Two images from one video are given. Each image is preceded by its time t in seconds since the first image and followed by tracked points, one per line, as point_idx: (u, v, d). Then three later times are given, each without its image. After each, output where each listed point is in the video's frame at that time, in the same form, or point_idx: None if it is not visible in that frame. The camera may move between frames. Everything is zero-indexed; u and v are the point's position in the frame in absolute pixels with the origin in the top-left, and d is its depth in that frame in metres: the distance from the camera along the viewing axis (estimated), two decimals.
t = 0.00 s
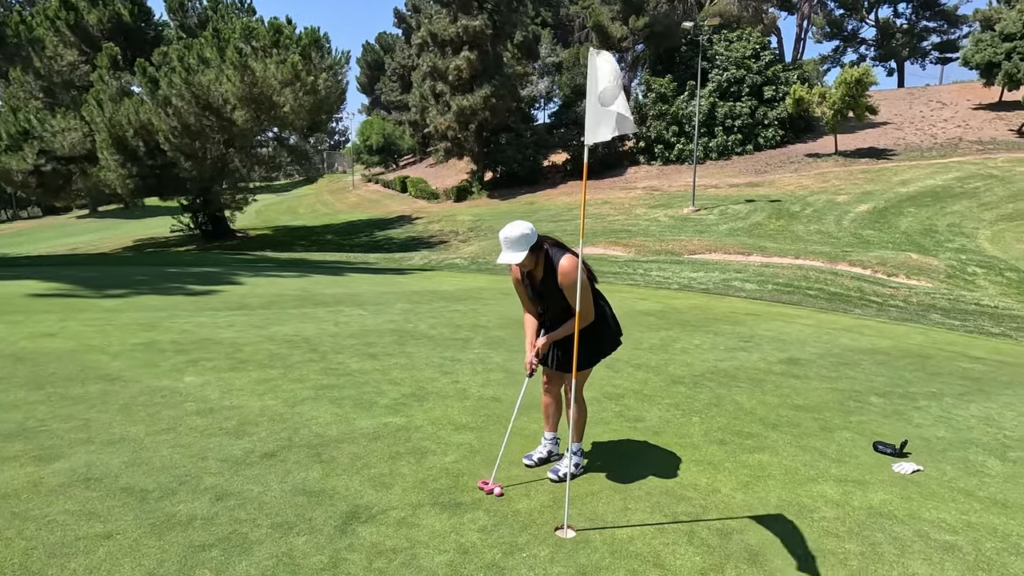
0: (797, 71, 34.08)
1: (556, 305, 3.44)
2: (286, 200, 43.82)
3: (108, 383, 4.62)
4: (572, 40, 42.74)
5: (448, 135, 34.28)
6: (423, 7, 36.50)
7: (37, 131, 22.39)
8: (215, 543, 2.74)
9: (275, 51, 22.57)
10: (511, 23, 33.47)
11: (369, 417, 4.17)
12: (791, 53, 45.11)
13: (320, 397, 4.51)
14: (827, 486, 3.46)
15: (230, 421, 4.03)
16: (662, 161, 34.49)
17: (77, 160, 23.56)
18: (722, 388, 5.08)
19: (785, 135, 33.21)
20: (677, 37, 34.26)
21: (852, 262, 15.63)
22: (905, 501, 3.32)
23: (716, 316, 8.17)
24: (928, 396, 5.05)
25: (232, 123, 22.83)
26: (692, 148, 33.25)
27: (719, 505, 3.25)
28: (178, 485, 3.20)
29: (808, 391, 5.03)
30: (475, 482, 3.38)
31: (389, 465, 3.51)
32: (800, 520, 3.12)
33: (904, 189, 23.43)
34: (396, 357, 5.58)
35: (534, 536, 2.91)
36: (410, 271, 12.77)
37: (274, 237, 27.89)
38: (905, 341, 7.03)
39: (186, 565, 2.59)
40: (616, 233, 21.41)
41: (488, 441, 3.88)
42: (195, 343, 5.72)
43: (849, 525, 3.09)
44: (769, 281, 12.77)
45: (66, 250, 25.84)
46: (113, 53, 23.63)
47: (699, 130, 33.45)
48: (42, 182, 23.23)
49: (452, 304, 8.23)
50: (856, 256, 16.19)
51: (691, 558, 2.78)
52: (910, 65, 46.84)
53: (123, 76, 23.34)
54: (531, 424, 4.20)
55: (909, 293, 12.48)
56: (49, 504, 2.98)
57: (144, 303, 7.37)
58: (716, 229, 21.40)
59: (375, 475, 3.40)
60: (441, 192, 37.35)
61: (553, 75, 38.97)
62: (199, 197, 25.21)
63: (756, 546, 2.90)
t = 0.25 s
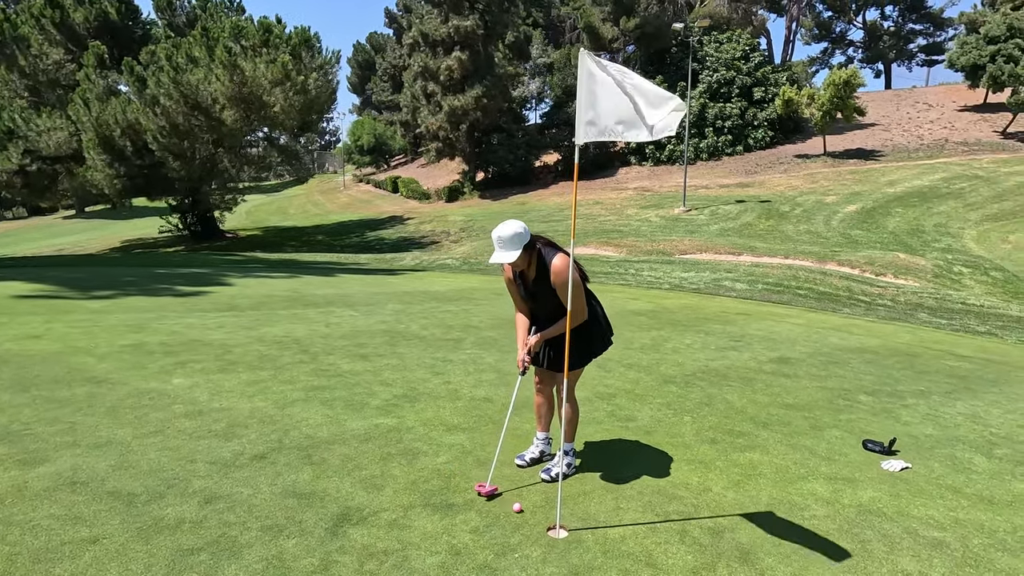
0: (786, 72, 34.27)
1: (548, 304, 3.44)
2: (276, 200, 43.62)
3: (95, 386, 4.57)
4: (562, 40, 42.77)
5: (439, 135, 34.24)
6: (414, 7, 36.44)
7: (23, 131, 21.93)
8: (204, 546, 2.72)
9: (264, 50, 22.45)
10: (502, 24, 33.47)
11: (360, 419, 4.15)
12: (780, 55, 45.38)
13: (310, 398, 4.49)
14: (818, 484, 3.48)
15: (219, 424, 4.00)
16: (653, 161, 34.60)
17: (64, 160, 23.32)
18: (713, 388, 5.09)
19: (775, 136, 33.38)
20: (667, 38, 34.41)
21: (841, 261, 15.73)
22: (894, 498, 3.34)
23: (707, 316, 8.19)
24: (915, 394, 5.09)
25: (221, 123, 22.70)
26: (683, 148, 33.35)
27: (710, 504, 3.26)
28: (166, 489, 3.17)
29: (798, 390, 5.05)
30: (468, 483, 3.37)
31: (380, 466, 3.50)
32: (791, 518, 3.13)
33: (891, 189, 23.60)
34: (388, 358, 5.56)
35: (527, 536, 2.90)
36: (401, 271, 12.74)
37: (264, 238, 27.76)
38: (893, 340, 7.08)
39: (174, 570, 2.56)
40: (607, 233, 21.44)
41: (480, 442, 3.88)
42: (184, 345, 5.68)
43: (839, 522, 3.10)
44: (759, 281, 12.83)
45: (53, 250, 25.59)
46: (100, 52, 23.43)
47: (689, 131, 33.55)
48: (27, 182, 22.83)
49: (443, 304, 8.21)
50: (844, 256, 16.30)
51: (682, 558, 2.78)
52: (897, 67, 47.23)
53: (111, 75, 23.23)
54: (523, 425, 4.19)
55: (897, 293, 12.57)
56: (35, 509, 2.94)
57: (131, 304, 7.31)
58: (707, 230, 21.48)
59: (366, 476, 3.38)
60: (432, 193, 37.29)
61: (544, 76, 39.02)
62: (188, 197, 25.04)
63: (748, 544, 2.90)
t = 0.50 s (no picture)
0: (783, 74, 34.33)
1: (547, 305, 3.44)
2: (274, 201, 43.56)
3: (91, 387, 4.56)
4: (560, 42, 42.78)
5: (437, 135, 34.24)
6: (412, 8, 36.43)
7: (18, 131, 21.90)
8: (199, 548, 2.71)
9: (262, 51, 22.43)
10: (500, 25, 33.49)
11: (357, 420, 4.14)
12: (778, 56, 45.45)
13: (307, 399, 4.48)
14: (815, 485, 3.48)
15: (215, 425, 3.98)
16: (651, 162, 34.64)
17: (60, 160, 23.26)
18: (711, 388, 5.09)
19: (772, 137, 33.42)
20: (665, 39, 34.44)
21: (838, 262, 15.76)
22: (891, 499, 3.34)
23: (704, 316, 8.20)
24: (912, 394, 5.09)
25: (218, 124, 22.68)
26: (680, 149, 33.39)
27: (707, 505, 3.26)
28: (161, 491, 3.16)
29: (795, 391, 5.06)
30: (466, 484, 3.36)
31: (377, 467, 3.49)
32: (788, 519, 3.13)
33: (888, 190, 23.64)
34: (385, 359, 5.55)
35: (524, 538, 2.90)
36: (399, 272, 12.74)
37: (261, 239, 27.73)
38: (890, 341, 7.09)
39: (169, 572, 2.55)
40: (605, 234, 21.45)
41: (477, 443, 3.87)
42: (180, 346, 5.66)
43: (836, 523, 3.10)
44: (757, 281, 12.85)
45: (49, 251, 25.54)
46: (97, 52, 23.36)
47: (687, 132, 33.58)
48: (23, 182, 22.82)
49: (440, 305, 8.20)
50: (842, 256, 16.33)
51: (680, 559, 2.78)
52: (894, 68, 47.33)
53: (107, 75, 23.20)
54: (521, 426, 4.18)
55: (894, 294, 12.59)
56: (29, 511, 2.93)
57: (127, 305, 7.29)
58: (705, 230, 21.50)
59: (363, 477, 3.38)
60: (431, 193, 37.28)
61: (542, 77, 39.04)
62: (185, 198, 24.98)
63: (745, 545, 2.90)
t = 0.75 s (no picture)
0: (780, 77, 34.43)
1: (545, 302, 3.44)
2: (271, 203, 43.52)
3: (86, 390, 4.55)
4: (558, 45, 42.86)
5: (435, 138, 34.27)
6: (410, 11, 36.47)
7: (15, 133, 21.87)
8: (194, 552, 2.70)
9: (260, 53, 22.45)
10: (498, 28, 33.59)
11: (354, 423, 4.13)
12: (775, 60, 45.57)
13: (304, 402, 4.47)
14: (812, 487, 3.48)
15: (211, 428, 3.97)
16: (649, 165, 34.70)
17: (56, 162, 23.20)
18: (708, 391, 5.10)
19: (769, 140, 33.50)
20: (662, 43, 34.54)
21: (835, 265, 15.79)
22: (888, 501, 3.35)
23: (702, 319, 8.20)
24: (909, 397, 5.10)
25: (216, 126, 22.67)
26: (678, 152, 33.47)
27: (705, 508, 3.25)
28: (157, 494, 3.15)
29: (792, 393, 5.05)
30: (463, 487, 3.35)
31: (374, 471, 3.48)
32: (785, 522, 3.13)
33: (885, 193, 23.70)
34: (382, 361, 5.54)
35: (521, 541, 2.89)
36: (396, 274, 12.74)
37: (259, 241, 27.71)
38: (886, 343, 7.09)
39: None
40: (603, 236, 21.46)
41: (475, 446, 3.87)
42: (176, 348, 5.65)
43: (834, 526, 3.10)
44: (754, 284, 12.88)
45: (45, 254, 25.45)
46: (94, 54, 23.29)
47: (685, 134, 33.62)
48: (20, 185, 22.79)
49: (438, 307, 8.20)
50: (838, 259, 16.37)
51: (678, 562, 2.77)
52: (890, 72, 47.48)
53: (105, 77, 23.16)
54: (519, 428, 4.17)
55: (891, 296, 12.61)
56: (23, 515, 2.92)
57: (123, 308, 7.27)
58: (702, 233, 21.54)
59: (359, 481, 3.37)
60: (429, 196, 37.29)
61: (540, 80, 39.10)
62: (183, 200, 24.93)
63: (742, 548, 2.90)
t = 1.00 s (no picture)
0: (775, 81, 34.57)
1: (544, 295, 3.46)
2: (267, 205, 43.44)
3: (80, 394, 4.52)
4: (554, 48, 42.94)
5: (432, 140, 34.27)
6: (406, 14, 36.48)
7: (8, 135, 21.79)
8: (189, 558, 2.68)
9: (256, 55, 22.42)
10: (495, 31, 33.69)
11: (350, 427, 4.11)
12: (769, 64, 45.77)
13: (299, 406, 4.45)
14: (808, 490, 3.48)
15: (206, 432, 3.95)
16: (645, 168, 34.78)
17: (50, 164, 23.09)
18: (704, 394, 5.10)
19: (764, 143, 33.61)
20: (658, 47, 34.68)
21: (829, 268, 15.85)
22: (883, 504, 3.35)
23: (698, 322, 8.21)
24: (903, 400, 5.11)
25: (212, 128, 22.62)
26: (674, 155, 33.56)
27: (701, 511, 3.25)
28: (151, 499, 3.13)
29: (787, 396, 5.06)
30: (459, 491, 3.35)
31: (370, 475, 3.47)
32: (781, 525, 3.14)
33: (879, 197, 23.80)
34: (378, 365, 5.54)
35: (517, 545, 2.89)
36: (392, 277, 12.72)
37: (255, 243, 27.65)
38: (880, 346, 7.12)
39: None
40: (599, 239, 21.48)
41: (471, 450, 3.86)
42: (171, 352, 5.63)
43: (829, 529, 3.10)
44: (750, 287, 12.91)
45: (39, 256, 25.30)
46: (89, 55, 23.23)
47: (680, 138, 33.70)
48: (13, 187, 22.68)
49: (433, 310, 8.19)
50: (833, 262, 16.43)
51: (675, 567, 2.76)
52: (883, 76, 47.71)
53: (100, 79, 23.10)
54: (515, 432, 4.17)
55: (885, 299, 12.66)
56: (16, 520, 2.90)
57: (117, 310, 7.24)
58: (698, 236, 21.58)
59: (356, 485, 3.35)
60: (425, 198, 37.27)
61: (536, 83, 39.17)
62: (178, 202, 24.87)
63: (738, 551, 2.90)
